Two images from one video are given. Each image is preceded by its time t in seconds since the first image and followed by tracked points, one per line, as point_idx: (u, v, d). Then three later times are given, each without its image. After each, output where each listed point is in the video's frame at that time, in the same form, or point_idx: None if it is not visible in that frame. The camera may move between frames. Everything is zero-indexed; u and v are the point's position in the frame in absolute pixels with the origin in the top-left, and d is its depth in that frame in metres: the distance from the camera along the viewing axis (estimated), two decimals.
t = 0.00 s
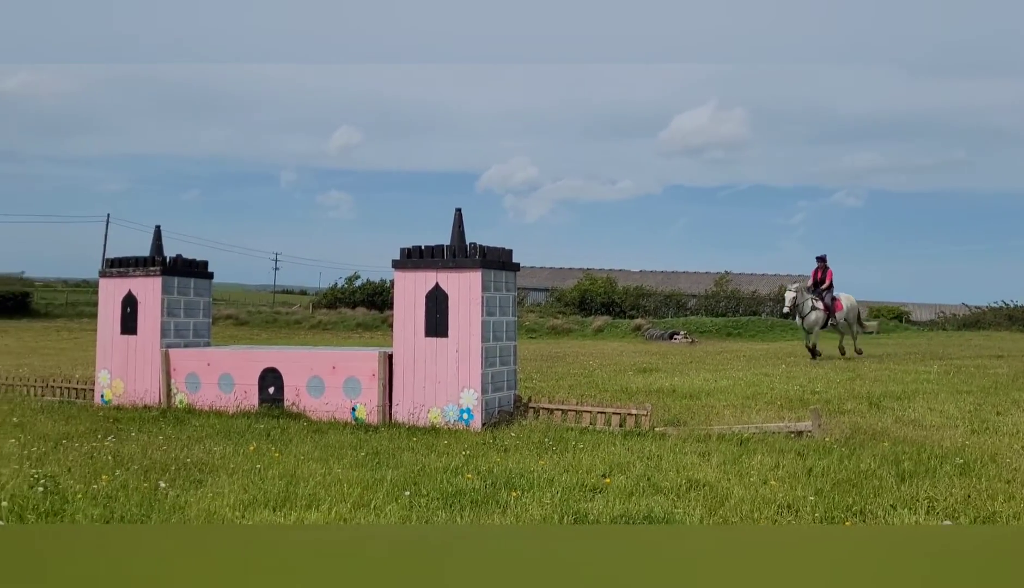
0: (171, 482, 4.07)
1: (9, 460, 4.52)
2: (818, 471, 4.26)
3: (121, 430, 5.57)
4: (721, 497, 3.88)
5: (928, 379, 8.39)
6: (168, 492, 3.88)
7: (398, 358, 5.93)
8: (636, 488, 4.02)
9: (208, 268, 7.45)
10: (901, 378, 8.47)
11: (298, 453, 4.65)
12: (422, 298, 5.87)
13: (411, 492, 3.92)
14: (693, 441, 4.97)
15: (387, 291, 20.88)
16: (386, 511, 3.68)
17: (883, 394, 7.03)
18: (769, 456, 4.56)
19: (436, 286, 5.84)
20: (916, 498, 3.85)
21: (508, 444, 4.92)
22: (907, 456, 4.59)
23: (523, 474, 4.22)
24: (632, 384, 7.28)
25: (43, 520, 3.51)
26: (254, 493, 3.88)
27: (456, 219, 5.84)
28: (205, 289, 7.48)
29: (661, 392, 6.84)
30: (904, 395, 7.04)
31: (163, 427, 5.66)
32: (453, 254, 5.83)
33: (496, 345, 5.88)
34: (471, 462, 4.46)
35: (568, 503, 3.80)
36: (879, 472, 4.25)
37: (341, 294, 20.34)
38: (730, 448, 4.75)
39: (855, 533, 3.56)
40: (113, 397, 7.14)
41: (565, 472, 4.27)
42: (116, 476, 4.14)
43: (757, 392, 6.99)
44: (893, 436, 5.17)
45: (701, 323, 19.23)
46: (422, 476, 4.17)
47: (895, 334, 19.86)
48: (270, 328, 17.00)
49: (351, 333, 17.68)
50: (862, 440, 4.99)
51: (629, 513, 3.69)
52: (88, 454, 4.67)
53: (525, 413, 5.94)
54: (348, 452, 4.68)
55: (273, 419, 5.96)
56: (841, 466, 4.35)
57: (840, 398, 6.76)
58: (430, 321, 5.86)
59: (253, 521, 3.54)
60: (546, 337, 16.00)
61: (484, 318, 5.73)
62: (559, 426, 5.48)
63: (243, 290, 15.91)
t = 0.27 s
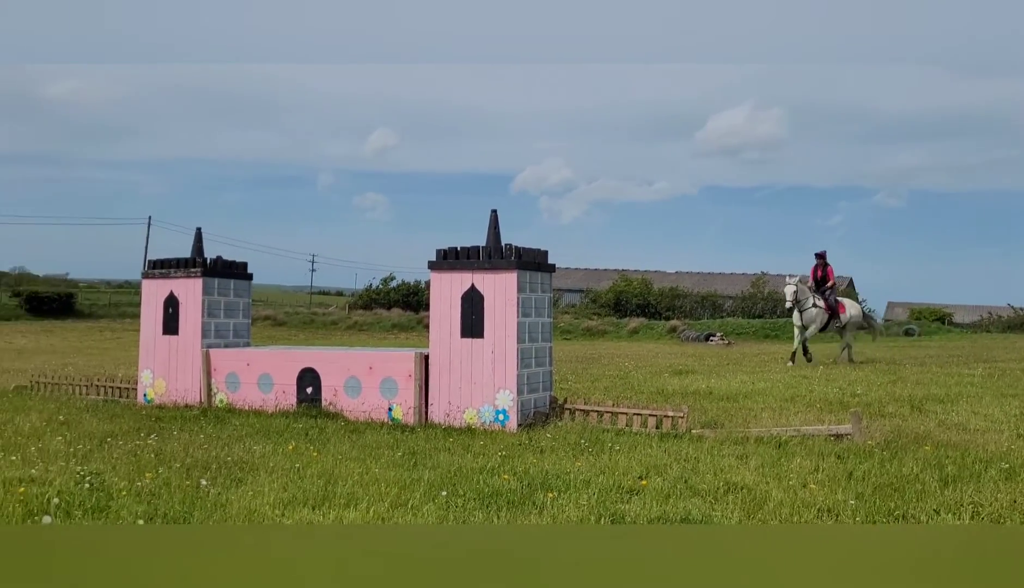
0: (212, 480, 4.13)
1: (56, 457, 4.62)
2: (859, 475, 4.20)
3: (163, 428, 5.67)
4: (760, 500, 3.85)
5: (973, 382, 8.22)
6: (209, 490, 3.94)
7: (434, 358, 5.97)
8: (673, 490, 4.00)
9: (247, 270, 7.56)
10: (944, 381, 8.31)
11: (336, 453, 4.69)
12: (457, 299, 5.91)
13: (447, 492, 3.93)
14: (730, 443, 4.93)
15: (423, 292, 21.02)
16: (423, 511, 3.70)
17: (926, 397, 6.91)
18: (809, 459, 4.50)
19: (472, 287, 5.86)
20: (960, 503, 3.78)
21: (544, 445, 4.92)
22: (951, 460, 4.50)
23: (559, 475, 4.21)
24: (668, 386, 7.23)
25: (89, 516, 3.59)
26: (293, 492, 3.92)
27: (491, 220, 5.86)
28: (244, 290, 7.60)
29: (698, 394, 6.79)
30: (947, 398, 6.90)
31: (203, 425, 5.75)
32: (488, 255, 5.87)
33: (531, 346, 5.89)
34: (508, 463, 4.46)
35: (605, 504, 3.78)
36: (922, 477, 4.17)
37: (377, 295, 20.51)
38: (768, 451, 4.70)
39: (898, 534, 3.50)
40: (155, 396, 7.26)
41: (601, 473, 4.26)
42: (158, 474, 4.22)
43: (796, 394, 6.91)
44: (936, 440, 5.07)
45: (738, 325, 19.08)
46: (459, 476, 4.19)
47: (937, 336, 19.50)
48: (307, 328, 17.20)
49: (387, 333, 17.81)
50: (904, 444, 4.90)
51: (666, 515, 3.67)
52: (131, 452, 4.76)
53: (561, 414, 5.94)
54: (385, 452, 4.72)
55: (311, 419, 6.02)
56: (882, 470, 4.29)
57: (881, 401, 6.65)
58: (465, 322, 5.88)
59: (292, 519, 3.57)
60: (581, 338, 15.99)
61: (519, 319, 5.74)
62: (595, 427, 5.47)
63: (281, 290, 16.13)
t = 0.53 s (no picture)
0: (251, 479, 4.18)
1: (99, 455, 4.71)
2: (899, 479, 4.14)
3: (202, 428, 5.75)
4: (798, 503, 3.81)
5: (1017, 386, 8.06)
6: (248, 489, 3.99)
7: (469, 359, 5.99)
8: (709, 493, 3.97)
9: (283, 271, 7.64)
10: (986, 384, 8.15)
11: (372, 453, 4.73)
12: (491, 300, 5.92)
13: (483, 493, 3.94)
14: (767, 446, 4.88)
15: (456, 294, 21.11)
16: (459, 511, 3.72)
17: (968, 401, 6.78)
18: (847, 463, 4.45)
19: (506, 288, 5.87)
20: (1004, 509, 3.70)
21: (579, 447, 4.91)
22: (994, 465, 4.42)
23: (595, 477, 4.20)
24: (704, 388, 7.18)
25: (132, 513, 3.65)
26: (331, 491, 3.96)
27: (525, 222, 5.86)
28: (281, 291, 7.68)
29: (733, 396, 6.74)
30: (990, 402, 6.77)
31: (241, 425, 5.83)
32: (522, 256, 5.85)
33: (566, 347, 5.88)
34: (543, 464, 4.47)
35: (641, 507, 3.77)
36: (965, 482, 4.10)
37: (410, 298, 20.64)
38: (806, 455, 4.65)
39: (940, 540, 3.45)
40: (194, 396, 7.37)
41: (636, 476, 4.24)
42: (199, 473, 4.28)
43: (833, 397, 6.83)
44: (979, 445, 4.98)
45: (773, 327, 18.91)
46: (494, 478, 4.20)
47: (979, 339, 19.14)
48: (342, 330, 17.37)
49: (421, 335, 17.92)
50: (945, 448, 4.82)
51: (703, 519, 3.65)
52: (172, 451, 4.84)
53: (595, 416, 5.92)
54: (421, 452, 4.74)
55: (347, 419, 6.07)
56: (923, 475, 4.22)
57: (922, 404, 6.54)
58: (499, 323, 5.89)
59: (330, 518, 3.61)
60: (614, 341, 15.96)
61: (553, 321, 5.73)
62: (630, 429, 5.45)
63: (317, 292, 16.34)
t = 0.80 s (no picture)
0: (289, 478, 4.23)
1: (142, 453, 4.80)
2: (943, 484, 4.07)
3: (241, 427, 5.83)
4: (839, 507, 3.76)
5: None
6: (288, 487, 4.04)
7: (504, 360, 6.00)
8: (748, 496, 3.93)
9: (321, 273, 7.72)
10: None
11: (409, 453, 4.75)
12: (527, 301, 5.93)
13: (520, 494, 3.95)
14: (806, 449, 4.83)
15: (490, 295, 21.16)
16: (496, 512, 3.72)
17: (1014, 404, 6.64)
18: (888, 467, 4.38)
19: (542, 289, 5.87)
20: None
21: (615, 449, 4.90)
22: None
23: (631, 479, 4.19)
24: (741, 390, 7.12)
25: (175, 510, 3.71)
26: (368, 491, 3.99)
27: (561, 223, 5.86)
28: (318, 292, 7.75)
29: (771, 399, 6.67)
30: None
31: (279, 424, 5.90)
32: (558, 257, 5.85)
33: (601, 348, 5.87)
34: (579, 465, 4.46)
35: (678, 509, 3.75)
36: (1011, 487, 4.02)
37: (445, 299, 20.74)
38: (846, 458, 4.59)
39: (986, 546, 3.39)
40: (233, 396, 7.47)
41: (673, 478, 4.21)
42: (239, 471, 4.34)
43: (873, 400, 6.73)
44: None
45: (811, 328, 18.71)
46: (531, 479, 4.20)
47: None
48: (377, 330, 17.50)
49: (455, 336, 18.00)
50: (990, 453, 4.73)
51: (741, 522, 3.62)
52: (213, 450, 4.91)
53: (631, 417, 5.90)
54: (457, 452, 4.76)
55: (384, 419, 6.12)
56: (968, 479, 4.14)
57: (965, 408, 6.42)
58: (535, 325, 5.90)
59: (368, 517, 3.64)
60: (650, 342, 15.90)
61: (589, 322, 5.72)
62: (666, 431, 5.42)
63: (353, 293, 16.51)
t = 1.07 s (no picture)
0: (328, 477, 4.27)
1: (185, 452, 4.88)
2: (990, 490, 3.99)
3: (281, 427, 5.90)
4: (883, 513, 3.70)
5: None
6: (327, 487, 4.07)
7: (541, 362, 6.00)
8: (788, 500, 3.89)
9: (358, 274, 7.78)
10: None
11: (446, 454, 4.77)
12: (564, 303, 5.92)
13: (557, 495, 3.94)
14: (847, 454, 4.76)
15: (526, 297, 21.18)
16: (533, 513, 3.72)
17: None
18: (933, 472, 4.30)
19: (578, 291, 5.86)
20: None
21: (652, 451, 4.87)
22: None
23: (670, 482, 4.16)
24: (779, 393, 7.03)
25: (217, 508, 3.76)
26: (407, 491, 4.01)
27: (598, 225, 5.84)
28: (356, 294, 7.81)
29: (810, 402, 6.59)
30: None
31: (318, 425, 5.96)
32: (595, 259, 5.84)
33: (638, 350, 5.84)
34: (617, 468, 4.45)
35: (717, 513, 3.72)
36: None
37: (480, 300, 20.80)
38: (889, 463, 4.51)
39: None
40: (273, 396, 7.56)
41: (712, 481, 4.18)
42: (279, 470, 4.39)
43: (916, 404, 6.62)
44: None
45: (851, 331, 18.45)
46: (569, 481, 4.19)
47: None
48: (413, 332, 17.62)
49: (490, 337, 18.04)
50: None
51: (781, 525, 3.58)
52: (254, 449, 4.97)
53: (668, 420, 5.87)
54: (494, 454, 4.77)
55: (421, 420, 6.15)
56: (1016, 486, 4.05)
57: (1011, 413, 6.28)
58: (572, 326, 5.89)
59: (406, 518, 3.66)
60: (686, 344, 15.81)
61: (626, 324, 5.70)
62: (704, 434, 5.38)
63: (389, 295, 16.64)
